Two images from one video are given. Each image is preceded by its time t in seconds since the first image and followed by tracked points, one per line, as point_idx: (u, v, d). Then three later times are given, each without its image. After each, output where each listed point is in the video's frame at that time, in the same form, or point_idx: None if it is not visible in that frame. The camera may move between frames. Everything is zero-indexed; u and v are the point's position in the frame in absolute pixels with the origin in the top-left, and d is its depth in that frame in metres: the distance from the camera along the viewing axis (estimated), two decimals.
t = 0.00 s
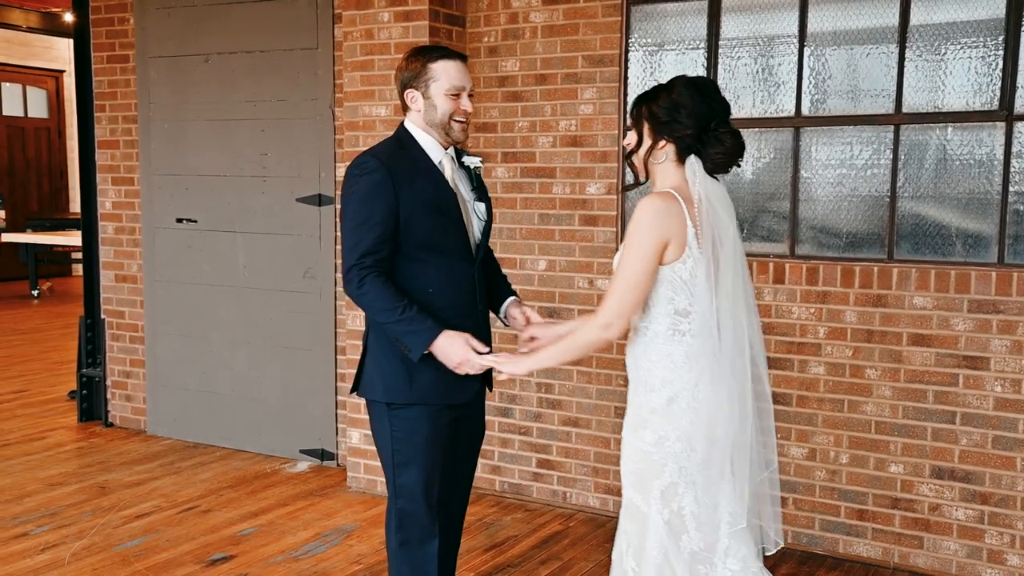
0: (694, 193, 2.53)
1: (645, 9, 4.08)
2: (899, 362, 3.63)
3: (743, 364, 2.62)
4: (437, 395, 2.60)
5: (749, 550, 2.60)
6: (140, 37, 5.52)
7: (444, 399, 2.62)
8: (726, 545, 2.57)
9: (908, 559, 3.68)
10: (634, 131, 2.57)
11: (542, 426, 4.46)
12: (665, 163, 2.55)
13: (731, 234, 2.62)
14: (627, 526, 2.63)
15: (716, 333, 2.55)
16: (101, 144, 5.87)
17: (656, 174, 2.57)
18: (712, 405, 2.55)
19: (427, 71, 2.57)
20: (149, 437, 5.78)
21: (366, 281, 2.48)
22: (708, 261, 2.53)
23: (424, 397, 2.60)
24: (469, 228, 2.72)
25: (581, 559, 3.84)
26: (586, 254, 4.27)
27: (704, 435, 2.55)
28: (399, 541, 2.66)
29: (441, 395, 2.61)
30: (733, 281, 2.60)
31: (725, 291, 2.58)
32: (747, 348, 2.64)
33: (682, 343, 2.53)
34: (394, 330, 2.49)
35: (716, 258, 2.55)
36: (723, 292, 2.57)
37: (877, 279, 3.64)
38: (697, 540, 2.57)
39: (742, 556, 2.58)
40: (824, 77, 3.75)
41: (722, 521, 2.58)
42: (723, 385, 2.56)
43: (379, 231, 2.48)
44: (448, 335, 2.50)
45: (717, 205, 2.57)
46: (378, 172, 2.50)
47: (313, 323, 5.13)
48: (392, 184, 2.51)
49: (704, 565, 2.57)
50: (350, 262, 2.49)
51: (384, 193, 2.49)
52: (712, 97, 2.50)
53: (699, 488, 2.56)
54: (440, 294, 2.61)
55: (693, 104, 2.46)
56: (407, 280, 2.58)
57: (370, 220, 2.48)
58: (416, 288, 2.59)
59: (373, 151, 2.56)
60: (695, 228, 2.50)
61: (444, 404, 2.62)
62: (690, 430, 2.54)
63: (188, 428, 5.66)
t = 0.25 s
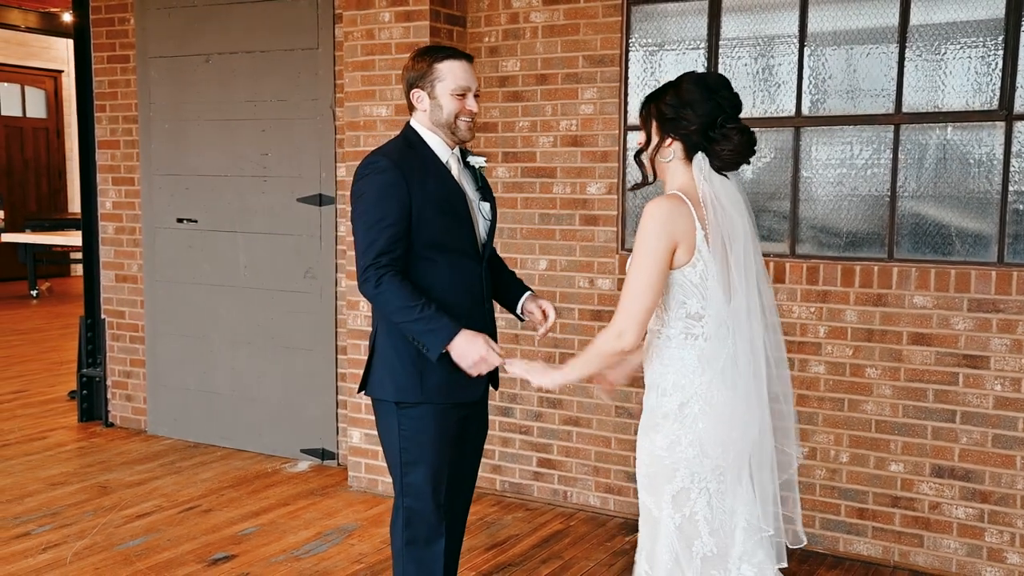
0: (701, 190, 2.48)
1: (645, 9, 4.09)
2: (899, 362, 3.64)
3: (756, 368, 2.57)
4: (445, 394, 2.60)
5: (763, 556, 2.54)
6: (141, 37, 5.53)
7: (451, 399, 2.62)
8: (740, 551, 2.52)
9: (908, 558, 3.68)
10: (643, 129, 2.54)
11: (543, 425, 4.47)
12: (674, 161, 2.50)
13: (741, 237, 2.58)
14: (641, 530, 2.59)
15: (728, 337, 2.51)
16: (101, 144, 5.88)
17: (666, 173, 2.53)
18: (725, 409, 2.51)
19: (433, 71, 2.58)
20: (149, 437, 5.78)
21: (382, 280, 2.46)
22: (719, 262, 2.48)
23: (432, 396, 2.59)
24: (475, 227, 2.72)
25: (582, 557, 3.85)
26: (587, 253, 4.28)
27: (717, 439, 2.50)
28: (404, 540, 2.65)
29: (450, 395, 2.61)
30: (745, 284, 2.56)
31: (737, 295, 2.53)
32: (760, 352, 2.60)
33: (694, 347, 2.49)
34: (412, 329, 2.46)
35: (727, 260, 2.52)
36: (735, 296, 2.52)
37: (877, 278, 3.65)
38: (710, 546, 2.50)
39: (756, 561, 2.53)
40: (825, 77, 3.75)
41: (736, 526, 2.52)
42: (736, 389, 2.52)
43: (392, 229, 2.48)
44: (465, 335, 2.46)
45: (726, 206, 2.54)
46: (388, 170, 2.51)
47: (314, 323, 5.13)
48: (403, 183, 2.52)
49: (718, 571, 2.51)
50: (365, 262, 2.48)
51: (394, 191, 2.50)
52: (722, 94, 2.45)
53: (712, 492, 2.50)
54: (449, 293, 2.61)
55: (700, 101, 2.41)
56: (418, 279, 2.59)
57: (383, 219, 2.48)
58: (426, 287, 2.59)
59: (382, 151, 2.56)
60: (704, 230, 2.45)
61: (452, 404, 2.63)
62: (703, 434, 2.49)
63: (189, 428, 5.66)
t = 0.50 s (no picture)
0: (696, 195, 2.42)
1: (643, 10, 4.09)
2: (896, 362, 3.65)
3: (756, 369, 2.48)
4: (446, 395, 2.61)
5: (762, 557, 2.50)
6: (137, 37, 5.52)
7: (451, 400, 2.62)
8: (737, 552, 2.49)
9: (905, 557, 3.69)
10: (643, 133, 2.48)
11: (541, 425, 4.47)
12: (674, 166, 2.44)
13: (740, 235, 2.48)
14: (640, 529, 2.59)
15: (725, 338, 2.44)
16: (98, 144, 5.87)
17: (666, 178, 2.46)
18: (720, 412, 2.44)
19: (434, 71, 2.58)
20: (145, 438, 5.77)
21: (386, 284, 2.45)
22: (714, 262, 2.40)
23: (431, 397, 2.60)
24: (477, 228, 2.72)
25: (580, 558, 3.85)
26: (584, 254, 4.28)
27: (711, 443, 2.45)
28: (403, 540, 2.65)
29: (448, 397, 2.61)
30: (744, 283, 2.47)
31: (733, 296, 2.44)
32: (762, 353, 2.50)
33: (688, 351, 2.42)
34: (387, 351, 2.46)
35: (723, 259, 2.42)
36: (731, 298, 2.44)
37: (874, 279, 3.65)
38: (705, 547, 2.49)
39: (754, 562, 2.49)
40: (822, 77, 3.76)
41: (733, 527, 2.49)
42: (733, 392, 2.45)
43: (395, 231, 2.47)
44: (434, 386, 2.46)
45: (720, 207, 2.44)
46: (391, 171, 2.51)
47: (311, 323, 5.13)
48: (405, 184, 2.51)
49: (714, 571, 2.49)
50: (372, 264, 2.46)
51: (397, 192, 2.49)
52: (716, 92, 2.37)
53: (707, 494, 2.47)
54: (450, 294, 2.61)
55: (694, 105, 2.35)
56: (420, 280, 2.57)
57: (385, 220, 2.47)
58: (428, 289, 2.58)
59: (384, 152, 2.56)
60: (698, 230, 2.38)
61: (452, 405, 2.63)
62: (696, 438, 2.45)
63: (185, 429, 5.65)
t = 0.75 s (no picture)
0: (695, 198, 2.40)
1: (641, 9, 4.09)
2: (895, 361, 3.65)
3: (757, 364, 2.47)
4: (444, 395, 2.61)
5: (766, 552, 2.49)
6: (133, 36, 5.50)
7: (445, 402, 2.62)
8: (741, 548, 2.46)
9: (904, 557, 3.69)
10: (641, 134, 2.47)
11: (538, 425, 4.46)
12: (671, 170, 2.43)
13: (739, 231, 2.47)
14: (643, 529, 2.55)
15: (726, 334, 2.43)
16: (93, 144, 5.85)
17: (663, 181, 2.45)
18: (723, 408, 2.42)
19: (435, 71, 2.57)
20: (141, 438, 5.75)
21: (371, 281, 2.45)
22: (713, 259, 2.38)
23: (429, 397, 2.60)
24: (480, 228, 2.73)
25: (579, 558, 3.85)
26: (582, 254, 4.27)
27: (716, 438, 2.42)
28: (401, 540, 2.64)
29: (443, 397, 2.61)
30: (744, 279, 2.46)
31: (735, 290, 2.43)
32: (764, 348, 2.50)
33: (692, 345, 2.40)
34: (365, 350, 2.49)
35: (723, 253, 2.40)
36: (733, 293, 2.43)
37: (872, 278, 3.65)
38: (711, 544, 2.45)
39: (758, 558, 2.48)
40: (820, 77, 3.76)
41: (738, 523, 2.46)
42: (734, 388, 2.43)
43: (388, 230, 2.47)
44: (401, 392, 2.49)
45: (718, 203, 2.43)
46: (388, 172, 2.50)
47: (307, 323, 5.12)
48: (401, 184, 2.51)
49: (721, 568, 2.45)
50: (360, 261, 2.46)
51: (394, 192, 2.49)
52: (711, 94, 2.36)
53: (713, 491, 2.44)
54: (450, 294, 2.60)
55: (689, 108, 2.33)
56: (418, 280, 2.57)
57: (379, 219, 2.47)
58: (426, 289, 2.58)
59: (383, 152, 2.56)
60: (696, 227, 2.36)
61: (449, 405, 2.63)
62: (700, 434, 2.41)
63: (181, 429, 5.63)
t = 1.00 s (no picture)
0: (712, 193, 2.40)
1: (639, 9, 4.09)
2: (893, 361, 3.65)
3: (773, 364, 2.49)
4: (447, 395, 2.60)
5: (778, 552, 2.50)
6: (128, 35, 5.48)
7: (445, 403, 2.61)
8: (754, 546, 2.48)
9: (902, 557, 3.69)
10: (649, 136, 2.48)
11: (536, 425, 4.45)
12: (684, 172, 2.44)
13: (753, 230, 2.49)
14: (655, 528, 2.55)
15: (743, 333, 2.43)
16: (89, 143, 5.82)
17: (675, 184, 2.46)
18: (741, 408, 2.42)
19: (437, 71, 2.56)
20: (137, 438, 5.73)
21: (378, 282, 2.44)
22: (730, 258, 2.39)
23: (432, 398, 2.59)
24: (481, 227, 2.72)
25: (577, 558, 3.84)
26: (580, 253, 4.27)
27: (734, 438, 2.43)
28: (402, 541, 2.64)
29: (443, 399, 2.60)
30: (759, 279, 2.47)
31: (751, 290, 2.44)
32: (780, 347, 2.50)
33: (710, 345, 2.40)
34: (377, 351, 2.48)
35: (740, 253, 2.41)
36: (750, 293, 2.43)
37: (871, 278, 3.65)
38: (725, 543, 2.47)
39: (770, 557, 2.49)
40: (819, 76, 3.75)
41: (751, 522, 2.47)
42: (752, 387, 2.44)
43: (393, 230, 2.46)
44: (417, 391, 2.48)
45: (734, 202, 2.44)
46: (390, 171, 2.49)
47: (304, 323, 5.10)
48: (404, 183, 2.50)
49: (733, 568, 2.48)
50: (366, 262, 2.45)
51: (396, 192, 2.48)
52: (718, 94, 2.37)
53: (729, 491, 2.45)
54: (452, 294, 2.59)
55: (697, 110, 2.34)
56: (420, 279, 2.56)
57: (384, 220, 2.46)
58: (428, 288, 2.57)
59: (385, 152, 2.54)
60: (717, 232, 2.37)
61: (450, 406, 2.62)
62: (720, 434, 2.41)
63: (177, 429, 5.62)
